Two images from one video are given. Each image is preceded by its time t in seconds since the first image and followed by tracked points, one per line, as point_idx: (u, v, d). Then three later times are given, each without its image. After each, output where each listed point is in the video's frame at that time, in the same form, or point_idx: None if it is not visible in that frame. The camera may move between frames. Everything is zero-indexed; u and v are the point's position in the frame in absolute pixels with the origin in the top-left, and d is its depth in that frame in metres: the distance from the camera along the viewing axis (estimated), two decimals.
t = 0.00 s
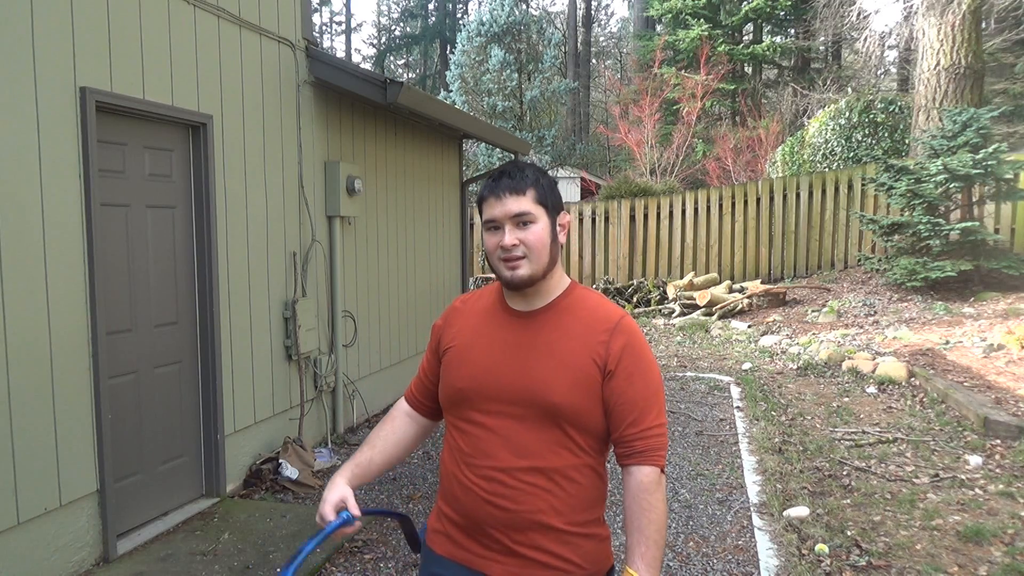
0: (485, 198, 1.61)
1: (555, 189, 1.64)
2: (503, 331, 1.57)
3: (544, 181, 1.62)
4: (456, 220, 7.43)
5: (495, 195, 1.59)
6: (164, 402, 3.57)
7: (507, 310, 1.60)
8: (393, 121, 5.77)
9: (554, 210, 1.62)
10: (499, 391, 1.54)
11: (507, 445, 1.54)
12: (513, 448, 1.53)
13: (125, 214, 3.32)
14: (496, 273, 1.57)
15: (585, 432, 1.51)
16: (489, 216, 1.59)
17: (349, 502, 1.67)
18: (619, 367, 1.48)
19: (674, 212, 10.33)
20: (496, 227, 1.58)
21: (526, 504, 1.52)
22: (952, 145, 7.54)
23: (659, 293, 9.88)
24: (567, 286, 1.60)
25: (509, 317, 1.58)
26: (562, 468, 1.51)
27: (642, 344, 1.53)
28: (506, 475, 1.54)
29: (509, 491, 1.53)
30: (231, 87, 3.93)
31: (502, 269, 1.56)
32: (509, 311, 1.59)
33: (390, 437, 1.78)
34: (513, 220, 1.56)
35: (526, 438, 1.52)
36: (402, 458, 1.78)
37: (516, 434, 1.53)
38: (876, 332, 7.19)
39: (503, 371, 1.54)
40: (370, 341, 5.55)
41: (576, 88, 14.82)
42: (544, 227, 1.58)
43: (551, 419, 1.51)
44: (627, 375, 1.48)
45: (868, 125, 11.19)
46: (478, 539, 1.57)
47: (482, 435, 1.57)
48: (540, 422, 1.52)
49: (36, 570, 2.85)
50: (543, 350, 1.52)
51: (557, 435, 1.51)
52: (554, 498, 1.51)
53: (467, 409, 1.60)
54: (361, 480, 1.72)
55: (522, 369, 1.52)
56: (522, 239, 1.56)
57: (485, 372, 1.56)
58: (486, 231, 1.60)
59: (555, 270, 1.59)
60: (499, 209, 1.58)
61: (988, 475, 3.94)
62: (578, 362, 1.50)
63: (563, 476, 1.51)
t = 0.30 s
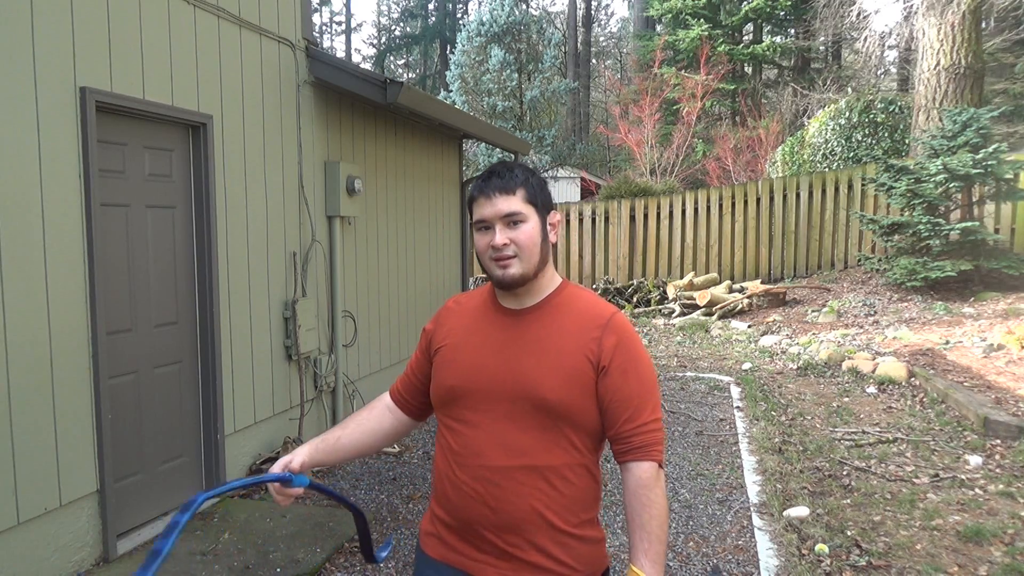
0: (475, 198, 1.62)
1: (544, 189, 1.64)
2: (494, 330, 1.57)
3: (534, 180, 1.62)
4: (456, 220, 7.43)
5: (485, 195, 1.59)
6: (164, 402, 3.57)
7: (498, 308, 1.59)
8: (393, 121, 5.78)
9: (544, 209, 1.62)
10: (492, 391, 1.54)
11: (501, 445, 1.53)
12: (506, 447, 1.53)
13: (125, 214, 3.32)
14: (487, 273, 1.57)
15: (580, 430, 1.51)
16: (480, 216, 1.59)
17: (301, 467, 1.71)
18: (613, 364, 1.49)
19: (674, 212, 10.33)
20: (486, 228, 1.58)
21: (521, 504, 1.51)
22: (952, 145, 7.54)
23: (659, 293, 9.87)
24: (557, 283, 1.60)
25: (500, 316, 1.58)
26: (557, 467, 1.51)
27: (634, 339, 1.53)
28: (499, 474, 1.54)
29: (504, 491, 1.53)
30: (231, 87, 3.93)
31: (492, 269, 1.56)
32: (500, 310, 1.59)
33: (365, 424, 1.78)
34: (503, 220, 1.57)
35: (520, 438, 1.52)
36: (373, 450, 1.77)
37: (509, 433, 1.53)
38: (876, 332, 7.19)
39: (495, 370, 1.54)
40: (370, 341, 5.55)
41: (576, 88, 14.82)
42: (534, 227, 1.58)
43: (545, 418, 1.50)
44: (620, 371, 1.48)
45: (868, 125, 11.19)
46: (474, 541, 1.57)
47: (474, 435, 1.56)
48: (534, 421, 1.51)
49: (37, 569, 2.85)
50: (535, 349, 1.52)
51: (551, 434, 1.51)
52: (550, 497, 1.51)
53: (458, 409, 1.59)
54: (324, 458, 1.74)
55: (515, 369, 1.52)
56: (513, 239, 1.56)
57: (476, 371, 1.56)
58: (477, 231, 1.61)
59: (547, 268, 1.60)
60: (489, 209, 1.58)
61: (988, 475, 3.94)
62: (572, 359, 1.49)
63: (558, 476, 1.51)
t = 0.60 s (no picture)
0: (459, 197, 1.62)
1: (528, 188, 1.65)
2: (484, 331, 1.56)
3: (518, 180, 1.63)
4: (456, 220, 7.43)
5: (470, 194, 1.60)
6: (164, 402, 3.57)
7: (486, 308, 1.59)
8: (393, 121, 5.78)
9: (528, 208, 1.63)
10: (484, 392, 1.53)
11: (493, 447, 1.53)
12: (498, 448, 1.52)
13: (125, 214, 3.32)
14: (473, 272, 1.57)
15: (571, 429, 1.52)
16: (465, 215, 1.59)
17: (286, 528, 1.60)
18: (603, 363, 1.51)
19: (674, 212, 10.34)
20: (471, 226, 1.58)
21: (514, 505, 1.51)
22: (952, 145, 7.54)
23: (659, 293, 9.87)
24: (544, 283, 1.61)
25: (489, 317, 1.57)
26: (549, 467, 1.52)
27: (621, 339, 1.56)
28: (492, 476, 1.53)
29: (497, 493, 1.52)
30: (231, 88, 3.94)
31: (478, 268, 1.56)
32: (488, 310, 1.58)
33: (344, 451, 1.73)
34: (487, 218, 1.57)
35: (512, 438, 1.52)
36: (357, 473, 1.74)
37: (501, 434, 1.52)
38: (876, 332, 7.19)
39: (485, 369, 1.53)
40: (370, 341, 5.55)
41: (576, 88, 14.82)
42: (518, 225, 1.58)
43: (537, 418, 1.51)
44: (610, 370, 1.50)
45: (868, 125, 11.19)
46: (467, 544, 1.56)
47: (465, 435, 1.55)
48: (526, 422, 1.51)
49: (37, 569, 2.86)
50: (526, 350, 1.52)
51: (543, 434, 1.52)
52: (544, 497, 1.52)
53: (448, 409, 1.58)
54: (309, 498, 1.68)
55: (507, 370, 1.51)
56: (497, 237, 1.56)
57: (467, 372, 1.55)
58: (463, 230, 1.60)
59: (532, 268, 1.60)
60: (474, 208, 1.58)
61: (988, 475, 3.94)
62: (564, 359, 1.50)
63: (550, 476, 1.52)
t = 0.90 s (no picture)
0: (437, 200, 1.60)
1: (507, 190, 1.64)
2: (464, 334, 1.56)
3: (497, 182, 1.62)
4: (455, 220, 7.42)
5: (449, 197, 1.58)
6: (164, 402, 3.57)
7: (464, 312, 1.58)
8: (393, 122, 5.78)
9: (507, 210, 1.62)
10: (468, 395, 1.53)
11: (479, 449, 1.53)
12: (483, 449, 1.52)
13: (125, 214, 3.32)
14: (451, 276, 1.55)
15: (555, 428, 1.53)
16: (443, 218, 1.58)
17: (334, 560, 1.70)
18: (585, 359, 1.51)
19: (674, 212, 10.34)
20: (451, 229, 1.57)
21: (502, 506, 1.51)
22: (952, 145, 7.54)
23: (659, 293, 9.87)
24: (522, 283, 1.60)
25: (469, 320, 1.57)
26: (535, 466, 1.52)
27: (601, 335, 1.56)
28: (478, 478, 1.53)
29: (485, 494, 1.52)
30: (231, 87, 3.93)
31: (457, 273, 1.55)
32: (467, 314, 1.58)
33: (361, 469, 1.78)
34: (468, 223, 1.56)
35: (496, 440, 1.52)
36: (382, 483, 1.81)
37: (486, 436, 1.52)
38: (876, 333, 7.19)
39: (468, 372, 1.53)
40: (370, 341, 5.55)
41: (576, 88, 14.81)
42: (499, 229, 1.58)
43: (521, 418, 1.51)
44: (592, 366, 1.51)
45: (868, 125, 11.19)
46: (456, 545, 1.56)
47: (449, 438, 1.55)
48: (510, 422, 1.51)
49: (37, 570, 2.85)
50: (509, 351, 1.51)
51: (529, 434, 1.52)
52: (532, 496, 1.52)
53: (430, 413, 1.58)
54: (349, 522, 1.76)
55: (490, 372, 1.51)
56: (477, 241, 1.55)
57: (450, 375, 1.54)
58: (441, 234, 1.59)
59: (511, 270, 1.59)
60: (453, 211, 1.57)
61: (988, 475, 3.94)
62: (545, 359, 1.50)
63: (538, 475, 1.52)
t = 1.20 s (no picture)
0: (407, 206, 1.60)
1: (480, 191, 1.63)
2: (445, 338, 1.56)
3: (469, 184, 1.61)
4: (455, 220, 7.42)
5: (420, 203, 1.57)
6: (164, 403, 3.57)
7: (444, 315, 1.58)
8: (393, 121, 5.78)
9: (479, 211, 1.61)
10: (450, 398, 1.53)
11: (463, 451, 1.53)
12: (467, 451, 1.53)
13: (125, 214, 3.32)
14: (427, 282, 1.55)
15: (539, 428, 1.53)
16: (416, 223, 1.57)
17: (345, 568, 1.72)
18: (566, 358, 1.51)
19: (674, 211, 10.34)
20: (423, 235, 1.56)
21: (488, 508, 1.51)
22: (952, 145, 7.54)
23: (659, 293, 9.87)
24: (501, 283, 1.60)
25: (449, 323, 1.57)
26: (519, 467, 1.52)
27: (583, 332, 1.56)
28: (464, 480, 1.53)
29: (470, 495, 1.52)
30: (231, 88, 3.94)
31: (433, 278, 1.54)
32: (446, 317, 1.58)
33: (358, 474, 1.79)
34: (440, 227, 1.55)
35: (481, 443, 1.52)
36: (381, 483, 1.82)
37: (470, 439, 1.52)
38: (876, 332, 7.19)
39: (450, 376, 1.53)
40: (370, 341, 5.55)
41: (576, 88, 14.81)
42: (472, 232, 1.57)
43: (504, 420, 1.51)
44: (573, 365, 1.51)
45: (868, 125, 11.19)
46: (442, 545, 1.56)
47: (434, 441, 1.56)
48: (493, 424, 1.51)
49: (37, 570, 2.85)
50: (490, 352, 1.51)
51: (513, 435, 1.52)
52: (517, 496, 1.52)
53: (414, 416, 1.58)
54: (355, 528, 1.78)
55: (472, 375, 1.51)
56: (451, 246, 1.54)
57: (432, 379, 1.55)
58: (414, 239, 1.58)
59: (487, 271, 1.58)
60: (425, 217, 1.56)
61: (988, 475, 3.94)
62: (526, 360, 1.50)
63: (523, 475, 1.52)
